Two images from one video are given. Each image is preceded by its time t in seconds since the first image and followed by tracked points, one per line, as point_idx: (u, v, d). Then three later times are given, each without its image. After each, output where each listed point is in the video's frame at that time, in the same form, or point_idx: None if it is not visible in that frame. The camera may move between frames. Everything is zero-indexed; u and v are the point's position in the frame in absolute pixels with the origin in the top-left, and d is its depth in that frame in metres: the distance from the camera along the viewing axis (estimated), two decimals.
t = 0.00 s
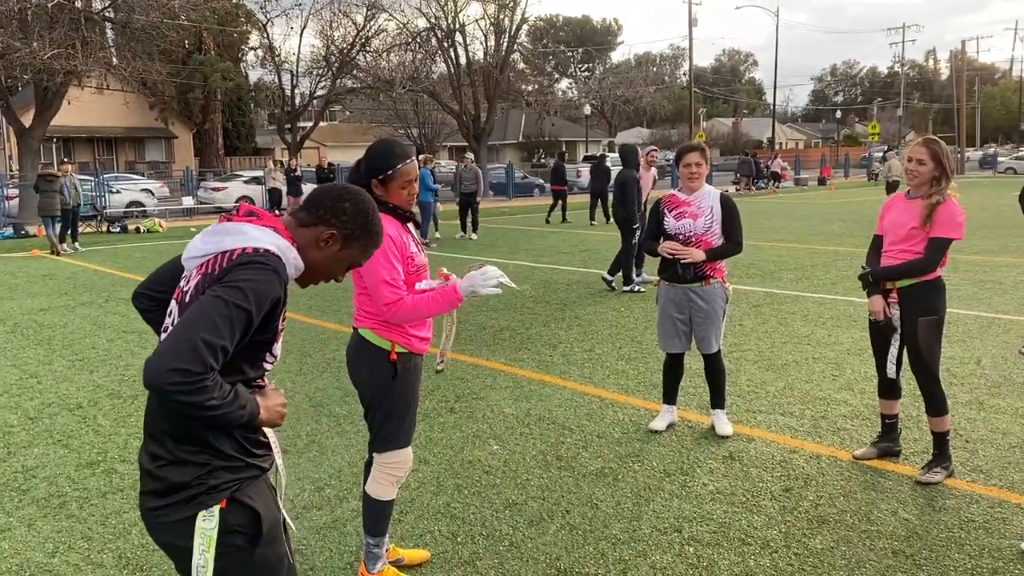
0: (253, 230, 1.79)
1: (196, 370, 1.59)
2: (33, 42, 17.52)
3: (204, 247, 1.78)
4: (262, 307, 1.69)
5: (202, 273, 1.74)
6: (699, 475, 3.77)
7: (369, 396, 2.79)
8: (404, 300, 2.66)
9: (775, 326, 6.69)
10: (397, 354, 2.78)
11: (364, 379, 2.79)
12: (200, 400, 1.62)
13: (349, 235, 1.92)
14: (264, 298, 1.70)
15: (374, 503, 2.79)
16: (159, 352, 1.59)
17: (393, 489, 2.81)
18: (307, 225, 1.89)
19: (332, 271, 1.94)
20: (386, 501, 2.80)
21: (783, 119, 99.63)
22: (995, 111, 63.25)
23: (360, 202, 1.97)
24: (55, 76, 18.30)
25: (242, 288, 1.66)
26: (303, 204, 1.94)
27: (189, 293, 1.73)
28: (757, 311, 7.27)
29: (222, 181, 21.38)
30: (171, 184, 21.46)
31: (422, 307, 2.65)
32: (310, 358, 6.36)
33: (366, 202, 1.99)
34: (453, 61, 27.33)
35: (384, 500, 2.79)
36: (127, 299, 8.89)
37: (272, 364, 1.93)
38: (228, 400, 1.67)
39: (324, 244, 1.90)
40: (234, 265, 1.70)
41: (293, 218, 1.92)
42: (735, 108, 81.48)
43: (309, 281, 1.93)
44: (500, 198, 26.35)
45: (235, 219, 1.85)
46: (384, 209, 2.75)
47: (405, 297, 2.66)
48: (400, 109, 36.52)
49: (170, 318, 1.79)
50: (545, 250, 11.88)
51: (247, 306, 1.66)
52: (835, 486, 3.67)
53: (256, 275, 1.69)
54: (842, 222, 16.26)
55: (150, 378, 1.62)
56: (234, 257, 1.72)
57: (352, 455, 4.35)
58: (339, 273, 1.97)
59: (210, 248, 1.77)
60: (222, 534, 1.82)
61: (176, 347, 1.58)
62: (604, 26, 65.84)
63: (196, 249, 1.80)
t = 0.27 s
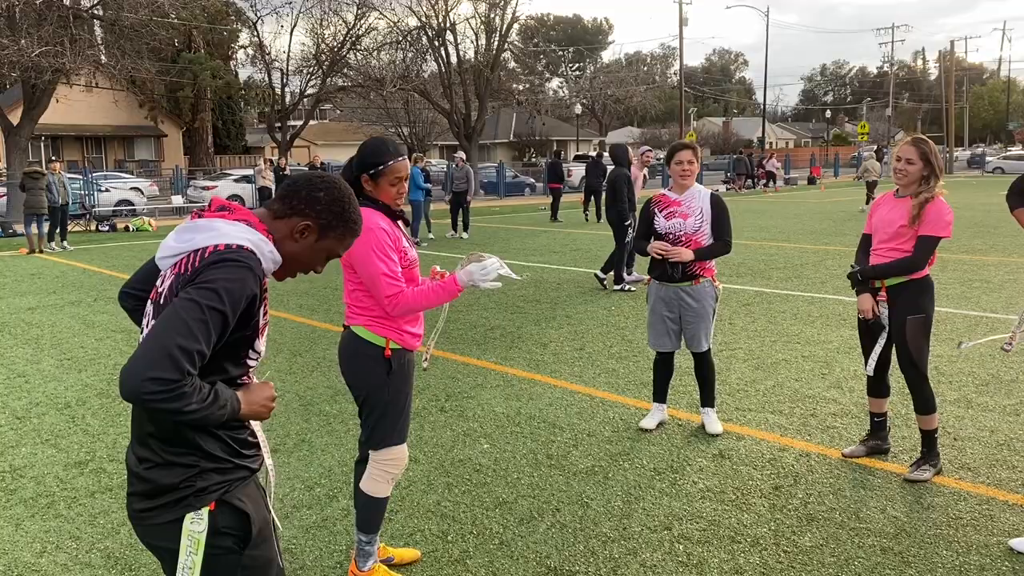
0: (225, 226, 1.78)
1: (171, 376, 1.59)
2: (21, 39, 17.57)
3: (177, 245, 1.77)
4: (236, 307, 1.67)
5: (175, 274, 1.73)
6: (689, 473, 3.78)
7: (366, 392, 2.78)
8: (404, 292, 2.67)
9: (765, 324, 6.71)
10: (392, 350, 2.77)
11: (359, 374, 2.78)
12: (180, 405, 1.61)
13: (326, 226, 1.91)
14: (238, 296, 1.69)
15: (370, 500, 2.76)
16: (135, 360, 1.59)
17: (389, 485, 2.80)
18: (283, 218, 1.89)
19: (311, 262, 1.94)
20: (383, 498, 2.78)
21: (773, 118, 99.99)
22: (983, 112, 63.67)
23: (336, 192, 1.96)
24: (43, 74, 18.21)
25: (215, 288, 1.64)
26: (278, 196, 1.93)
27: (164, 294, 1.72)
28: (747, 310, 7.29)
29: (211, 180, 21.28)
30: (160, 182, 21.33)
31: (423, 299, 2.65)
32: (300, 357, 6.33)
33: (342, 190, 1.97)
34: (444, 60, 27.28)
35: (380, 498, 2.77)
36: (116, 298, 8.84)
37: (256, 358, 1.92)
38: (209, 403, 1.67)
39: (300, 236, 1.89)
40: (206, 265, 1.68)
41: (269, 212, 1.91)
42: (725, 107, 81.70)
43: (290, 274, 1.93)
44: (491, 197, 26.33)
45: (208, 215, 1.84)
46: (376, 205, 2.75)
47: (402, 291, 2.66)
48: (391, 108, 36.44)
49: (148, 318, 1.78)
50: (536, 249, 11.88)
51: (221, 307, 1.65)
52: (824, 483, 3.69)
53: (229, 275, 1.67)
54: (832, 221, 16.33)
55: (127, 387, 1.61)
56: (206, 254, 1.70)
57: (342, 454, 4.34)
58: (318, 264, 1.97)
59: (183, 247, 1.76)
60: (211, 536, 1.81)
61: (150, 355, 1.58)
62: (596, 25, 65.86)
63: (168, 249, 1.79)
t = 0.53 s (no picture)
0: (205, 220, 1.77)
1: (155, 374, 1.58)
2: (10, 37, 17.45)
3: (158, 242, 1.76)
4: (219, 301, 1.66)
5: (157, 270, 1.72)
6: (680, 471, 3.79)
7: (361, 391, 2.77)
8: (397, 287, 2.67)
9: (754, 323, 6.73)
10: (386, 346, 2.76)
11: (354, 371, 2.77)
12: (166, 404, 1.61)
13: (309, 218, 1.90)
14: (221, 290, 1.68)
15: (368, 498, 2.78)
16: (118, 361, 1.59)
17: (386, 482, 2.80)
18: (266, 210, 1.88)
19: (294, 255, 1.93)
20: (381, 496, 2.79)
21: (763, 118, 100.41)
22: (971, 112, 64.07)
23: (318, 183, 1.94)
24: (31, 71, 18.08)
25: (195, 283, 1.64)
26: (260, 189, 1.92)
27: (147, 292, 1.72)
28: (737, 309, 7.32)
29: (201, 179, 21.20)
30: (150, 181, 21.23)
31: (417, 292, 2.66)
32: (291, 356, 6.32)
33: (322, 180, 1.95)
34: (435, 59, 27.25)
35: (379, 495, 2.78)
36: (105, 297, 8.79)
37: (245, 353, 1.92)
38: (196, 399, 1.66)
39: (282, 228, 1.88)
40: (187, 260, 1.67)
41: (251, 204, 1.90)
42: (716, 107, 81.99)
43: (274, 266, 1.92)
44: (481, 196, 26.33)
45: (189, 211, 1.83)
46: (365, 201, 2.74)
47: (396, 285, 2.67)
48: (383, 107, 36.39)
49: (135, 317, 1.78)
50: (527, 248, 11.89)
51: (203, 303, 1.64)
52: (814, 481, 3.71)
53: (209, 270, 1.66)
54: (822, 220, 16.40)
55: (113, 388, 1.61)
56: (186, 250, 1.70)
57: (333, 453, 4.33)
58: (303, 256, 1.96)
59: (164, 243, 1.75)
60: (200, 533, 1.80)
61: (132, 354, 1.57)
62: (587, 24, 65.91)
63: (151, 245, 1.78)
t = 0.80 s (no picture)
0: (195, 216, 1.76)
1: (153, 374, 1.58)
2: None
3: (149, 238, 1.75)
4: (214, 298, 1.66)
5: (149, 267, 1.71)
6: (671, 470, 3.80)
7: (361, 390, 2.76)
8: (388, 284, 2.65)
9: (746, 322, 6.75)
10: (379, 345, 2.75)
11: (349, 371, 2.76)
12: (164, 403, 1.61)
13: (298, 214, 1.89)
14: (215, 288, 1.67)
15: (380, 493, 2.76)
16: (115, 362, 1.58)
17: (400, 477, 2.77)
18: (256, 205, 1.87)
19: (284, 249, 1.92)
20: (392, 492, 2.77)
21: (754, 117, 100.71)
22: (961, 111, 64.40)
23: (309, 177, 1.93)
24: (20, 69, 17.96)
25: (190, 283, 1.63)
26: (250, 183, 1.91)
27: (139, 291, 1.71)
28: (729, 308, 7.33)
29: (192, 177, 21.11)
30: (140, 179, 21.13)
31: (409, 289, 2.65)
32: (282, 355, 6.30)
33: (312, 174, 1.94)
34: (426, 57, 27.19)
35: (390, 491, 2.76)
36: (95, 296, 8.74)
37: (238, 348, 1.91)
38: (193, 397, 1.66)
39: (272, 223, 1.87)
40: (179, 258, 1.66)
41: (241, 199, 1.89)
42: (707, 106, 82.23)
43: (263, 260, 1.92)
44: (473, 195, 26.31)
45: (179, 207, 1.82)
46: (357, 201, 2.73)
47: (387, 284, 2.65)
48: (374, 105, 36.30)
49: (127, 315, 1.77)
50: (519, 247, 11.89)
51: (197, 301, 1.63)
52: (804, 480, 3.72)
53: (202, 269, 1.65)
54: (813, 219, 16.47)
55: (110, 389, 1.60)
56: (178, 247, 1.68)
57: (324, 453, 4.32)
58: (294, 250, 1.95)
59: (154, 240, 1.74)
60: (193, 530, 1.80)
61: (129, 355, 1.57)
62: (579, 23, 65.94)
63: (141, 241, 1.77)
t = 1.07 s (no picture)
0: (197, 208, 1.76)
1: (163, 364, 1.57)
2: None
3: (152, 232, 1.75)
4: (221, 289, 1.66)
5: (153, 261, 1.71)
6: (662, 468, 3.81)
7: (366, 391, 2.73)
8: (396, 283, 2.66)
9: (737, 320, 6.77)
10: (385, 344, 2.74)
11: (354, 372, 2.74)
12: (174, 394, 1.60)
13: (298, 205, 1.90)
14: (223, 280, 1.67)
15: (385, 498, 2.72)
16: (126, 354, 1.57)
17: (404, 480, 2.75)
18: (255, 198, 1.86)
19: (284, 241, 1.93)
20: (401, 495, 2.74)
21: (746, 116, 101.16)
22: (950, 111, 64.80)
23: (308, 169, 1.93)
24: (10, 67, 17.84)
25: (198, 274, 1.63)
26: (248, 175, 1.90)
27: (145, 283, 1.71)
28: (720, 306, 7.35)
29: (183, 176, 21.04)
30: (131, 177, 21.03)
31: (417, 289, 2.66)
32: (274, 354, 6.27)
33: (310, 168, 1.94)
34: (418, 56, 27.18)
35: (398, 494, 2.73)
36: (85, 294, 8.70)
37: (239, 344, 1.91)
38: (202, 390, 1.65)
39: (271, 215, 1.88)
40: (187, 250, 1.67)
41: (239, 192, 1.88)
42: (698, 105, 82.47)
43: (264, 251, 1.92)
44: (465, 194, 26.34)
45: (178, 202, 1.82)
46: (359, 200, 2.71)
47: (395, 282, 2.66)
48: (366, 104, 36.25)
49: (130, 310, 1.76)
50: (511, 246, 11.89)
51: (207, 291, 1.63)
52: (795, 478, 3.73)
53: (210, 258, 1.65)
54: (803, 218, 16.55)
55: (121, 380, 1.59)
56: (183, 240, 1.68)
57: (316, 452, 4.31)
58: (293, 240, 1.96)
59: (157, 233, 1.73)
60: (195, 520, 1.78)
61: (139, 346, 1.56)
62: (571, 22, 65.99)
63: (142, 236, 1.76)
